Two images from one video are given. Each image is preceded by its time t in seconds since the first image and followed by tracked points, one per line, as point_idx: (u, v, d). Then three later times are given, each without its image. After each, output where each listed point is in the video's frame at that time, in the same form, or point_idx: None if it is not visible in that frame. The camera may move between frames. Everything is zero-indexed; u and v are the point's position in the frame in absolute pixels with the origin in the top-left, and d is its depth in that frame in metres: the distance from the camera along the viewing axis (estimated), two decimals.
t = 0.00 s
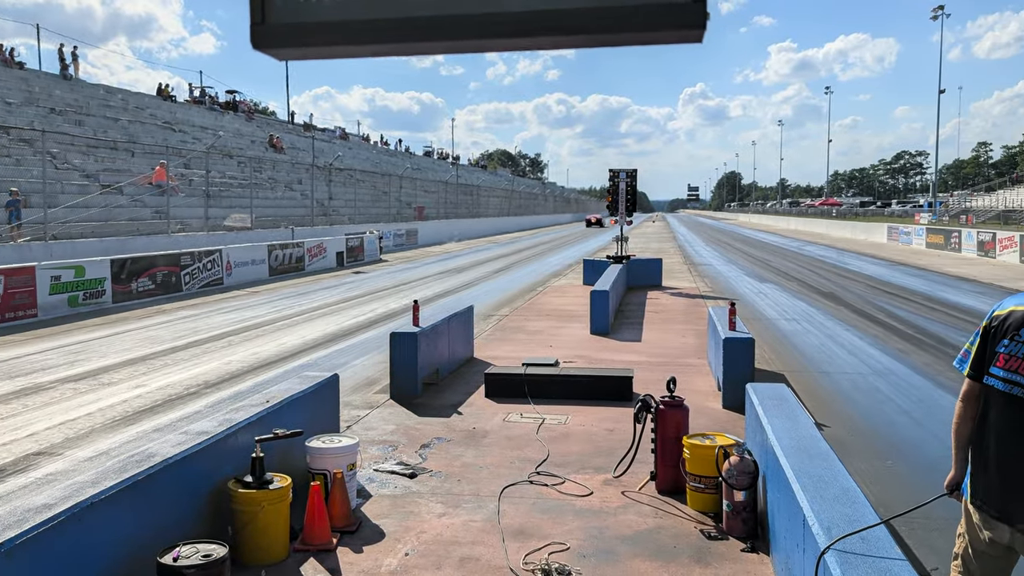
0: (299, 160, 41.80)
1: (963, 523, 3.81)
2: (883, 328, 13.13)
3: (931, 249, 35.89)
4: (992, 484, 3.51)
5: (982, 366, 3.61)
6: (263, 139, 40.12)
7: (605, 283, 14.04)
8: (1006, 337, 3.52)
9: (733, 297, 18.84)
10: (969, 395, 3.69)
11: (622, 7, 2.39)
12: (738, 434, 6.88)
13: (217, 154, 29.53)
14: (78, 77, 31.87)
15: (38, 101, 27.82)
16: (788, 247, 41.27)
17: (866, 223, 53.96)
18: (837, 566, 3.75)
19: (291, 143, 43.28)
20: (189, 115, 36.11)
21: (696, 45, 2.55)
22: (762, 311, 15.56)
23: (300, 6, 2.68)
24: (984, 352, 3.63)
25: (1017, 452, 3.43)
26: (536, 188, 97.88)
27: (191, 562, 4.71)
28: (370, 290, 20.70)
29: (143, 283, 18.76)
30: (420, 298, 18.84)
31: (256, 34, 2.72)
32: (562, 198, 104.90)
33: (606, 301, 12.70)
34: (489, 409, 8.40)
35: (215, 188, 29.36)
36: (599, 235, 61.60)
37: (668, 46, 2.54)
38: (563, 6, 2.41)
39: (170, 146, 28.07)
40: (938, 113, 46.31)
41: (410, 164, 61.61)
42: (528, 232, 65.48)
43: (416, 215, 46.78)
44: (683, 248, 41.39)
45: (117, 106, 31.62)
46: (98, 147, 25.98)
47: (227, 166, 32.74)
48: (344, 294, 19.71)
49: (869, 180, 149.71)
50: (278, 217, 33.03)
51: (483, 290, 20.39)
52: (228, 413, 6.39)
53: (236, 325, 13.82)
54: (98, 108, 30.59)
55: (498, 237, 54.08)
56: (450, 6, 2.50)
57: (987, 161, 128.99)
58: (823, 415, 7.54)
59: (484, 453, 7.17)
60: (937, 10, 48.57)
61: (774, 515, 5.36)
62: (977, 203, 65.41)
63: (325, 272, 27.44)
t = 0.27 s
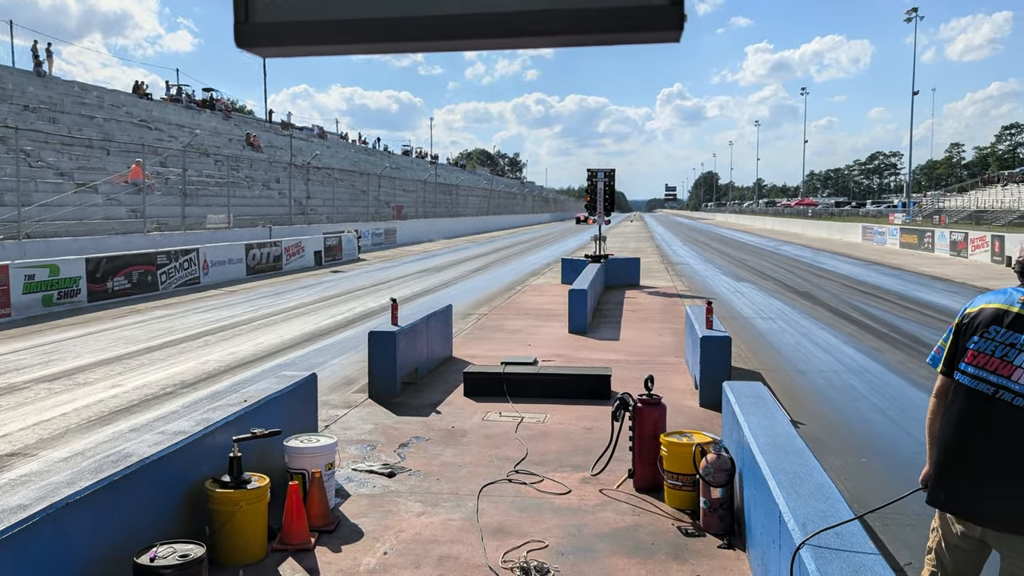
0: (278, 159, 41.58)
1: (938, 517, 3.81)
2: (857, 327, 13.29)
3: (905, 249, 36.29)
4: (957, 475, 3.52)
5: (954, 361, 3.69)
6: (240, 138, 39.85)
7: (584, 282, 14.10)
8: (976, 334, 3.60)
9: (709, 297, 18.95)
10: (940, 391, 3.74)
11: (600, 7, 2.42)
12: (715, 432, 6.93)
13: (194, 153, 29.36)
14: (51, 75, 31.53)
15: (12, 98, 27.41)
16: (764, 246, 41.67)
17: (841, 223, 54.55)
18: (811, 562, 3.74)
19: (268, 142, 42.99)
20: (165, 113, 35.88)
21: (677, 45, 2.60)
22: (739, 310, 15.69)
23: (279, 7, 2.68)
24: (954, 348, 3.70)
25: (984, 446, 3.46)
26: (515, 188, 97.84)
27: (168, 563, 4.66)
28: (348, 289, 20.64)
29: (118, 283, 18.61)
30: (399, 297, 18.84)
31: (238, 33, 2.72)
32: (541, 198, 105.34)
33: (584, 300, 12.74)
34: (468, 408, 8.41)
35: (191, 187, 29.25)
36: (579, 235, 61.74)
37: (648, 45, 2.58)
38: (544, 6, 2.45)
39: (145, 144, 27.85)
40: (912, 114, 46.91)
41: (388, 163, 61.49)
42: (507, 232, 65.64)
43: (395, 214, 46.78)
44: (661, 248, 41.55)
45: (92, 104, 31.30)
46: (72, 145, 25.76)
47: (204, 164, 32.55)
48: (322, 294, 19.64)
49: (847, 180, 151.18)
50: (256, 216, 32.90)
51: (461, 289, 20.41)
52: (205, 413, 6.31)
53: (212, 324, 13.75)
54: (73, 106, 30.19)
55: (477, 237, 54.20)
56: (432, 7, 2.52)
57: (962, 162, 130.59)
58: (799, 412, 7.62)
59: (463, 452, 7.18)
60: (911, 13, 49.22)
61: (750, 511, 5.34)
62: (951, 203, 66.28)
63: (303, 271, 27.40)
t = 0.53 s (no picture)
0: (256, 158, 41.29)
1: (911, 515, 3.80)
2: (833, 326, 13.45)
3: (881, 249, 36.73)
4: (926, 472, 3.53)
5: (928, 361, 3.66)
6: (219, 137, 39.59)
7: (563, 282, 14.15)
8: (949, 334, 3.55)
9: (688, 297, 19.05)
10: (916, 391, 3.74)
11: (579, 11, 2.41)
12: (693, 431, 6.97)
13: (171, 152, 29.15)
14: (26, 72, 31.14)
15: None
16: (742, 247, 42.04)
17: (818, 223, 55.13)
18: (787, 560, 3.71)
19: (246, 141, 42.67)
20: (141, 112, 35.55)
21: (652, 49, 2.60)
22: (717, 310, 15.81)
23: (257, 8, 2.67)
24: (929, 348, 3.67)
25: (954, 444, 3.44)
26: (495, 187, 97.80)
27: (144, 565, 4.59)
28: (327, 289, 20.58)
29: (94, 283, 18.45)
30: (378, 297, 18.82)
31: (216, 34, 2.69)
32: (520, 198, 105.66)
33: (564, 299, 12.78)
34: (448, 408, 8.43)
35: (169, 186, 29.07)
36: (560, 234, 61.87)
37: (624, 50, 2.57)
38: (535, 12, 2.44)
39: (121, 143, 27.59)
40: (888, 116, 47.48)
41: (368, 162, 61.33)
42: (487, 232, 65.73)
43: (375, 214, 46.72)
44: (639, 248, 41.72)
45: (67, 102, 30.92)
46: (47, 143, 25.47)
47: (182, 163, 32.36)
48: (301, 294, 19.57)
49: (827, 180, 152.56)
50: (235, 216, 32.77)
51: (441, 289, 20.43)
52: (182, 414, 6.24)
53: (190, 325, 13.65)
54: (48, 103, 29.78)
55: (457, 237, 54.26)
56: (429, 8, 2.49)
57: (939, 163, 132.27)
58: (776, 412, 7.70)
59: (442, 452, 7.19)
60: (887, 16, 49.88)
61: (729, 511, 5.32)
62: (926, 204, 67.18)
63: (282, 271, 27.27)
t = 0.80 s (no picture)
0: (235, 159, 41.04)
1: (888, 513, 3.77)
2: (812, 329, 13.57)
3: (858, 251, 37.13)
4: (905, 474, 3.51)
5: (902, 363, 3.67)
6: (200, 138, 39.37)
7: (545, 284, 14.20)
8: (923, 337, 3.55)
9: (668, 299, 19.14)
10: (890, 394, 3.75)
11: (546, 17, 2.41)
12: (673, 433, 7.01)
13: (151, 153, 28.96)
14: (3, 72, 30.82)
15: None
16: (722, 249, 42.33)
17: (798, 226, 55.59)
18: (764, 561, 3.66)
19: (226, 142, 42.42)
20: (120, 113, 35.27)
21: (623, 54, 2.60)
22: (698, 312, 15.90)
23: (240, 10, 2.60)
24: (903, 351, 3.67)
25: (932, 443, 3.44)
26: (475, 189, 97.73)
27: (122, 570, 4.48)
28: (308, 292, 20.53)
29: (72, 285, 18.32)
30: (359, 299, 18.80)
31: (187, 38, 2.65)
32: (502, 200, 105.86)
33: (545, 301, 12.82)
34: (428, 411, 8.44)
35: (148, 188, 28.91)
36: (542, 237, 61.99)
37: (593, 55, 2.56)
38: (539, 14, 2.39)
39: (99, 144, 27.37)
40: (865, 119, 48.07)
41: (350, 164, 61.18)
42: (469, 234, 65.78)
43: (355, 216, 46.67)
44: (620, 251, 41.88)
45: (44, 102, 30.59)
46: (24, 144, 25.23)
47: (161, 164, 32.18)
48: (282, 296, 19.51)
49: (808, 182, 153.83)
50: (214, 219, 32.66)
51: (422, 292, 20.43)
52: (160, 417, 6.17)
53: (169, 327, 13.58)
54: (26, 102, 29.45)
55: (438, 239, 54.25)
56: (426, 12, 2.45)
57: (919, 165, 133.63)
58: (755, 413, 7.76)
59: (423, 455, 7.18)
60: (866, 20, 50.40)
61: (708, 512, 5.28)
62: (903, 207, 67.98)
63: (262, 273, 27.13)
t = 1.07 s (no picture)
0: (219, 163, 40.88)
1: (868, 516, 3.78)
2: (795, 332, 13.69)
3: (839, 255, 37.45)
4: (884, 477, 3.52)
5: (882, 366, 3.70)
6: (183, 141, 39.20)
7: (529, 288, 14.23)
8: (902, 340, 3.58)
9: (651, 303, 19.22)
10: (871, 396, 3.78)
11: (523, 25, 2.43)
12: (656, 436, 7.05)
13: (133, 156, 28.79)
14: None
15: None
16: (706, 253, 42.59)
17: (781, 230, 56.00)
18: (745, 563, 3.63)
19: (209, 145, 42.20)
20: (103, 116, 35.02)
21: (601, 60, 2.62)
22: (681, 316, 16.00)
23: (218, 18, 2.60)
24: (883, 355, 3.70)
25: (912, 445, 3.46)
26: (459, 192, 97.63)
27: None
28: (292, 296, 20.48)
29: (52, 289, 18.20)
30: (343, 303, 18.78)
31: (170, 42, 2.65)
32: (487, 203, 106.08)
33: (529, 305, 12.85)
34: (412, 415, 8.44)
35: (130, 191, 28.75)
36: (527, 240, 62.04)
37: (572, 60, 2.58)
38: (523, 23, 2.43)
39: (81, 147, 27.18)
40: (846, 125, 48.53)
41: (334, 168, 61.09)
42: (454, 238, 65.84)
43: (339, 220, 46.61)
44: (603, 255, 42.00)
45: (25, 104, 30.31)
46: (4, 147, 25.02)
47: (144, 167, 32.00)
48: (266, 300, 19.45)
49: (792, 186, 154.86)
50: (197, 222, 32.54)
51: (407, 295, 20.44)
52: (142, 422, 6.12)
53: (152, 331, 13.51)
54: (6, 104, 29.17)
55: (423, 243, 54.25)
56: (414, 17, 2.45)
57: (902, 169, 134.95)
58: (737, 416, 7.82)
59: (406, 460, 7.18)
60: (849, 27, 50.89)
61: (691, 515, 5.30)
62: (884, 211, 68.65)
63: (245, 277, 27.00)
